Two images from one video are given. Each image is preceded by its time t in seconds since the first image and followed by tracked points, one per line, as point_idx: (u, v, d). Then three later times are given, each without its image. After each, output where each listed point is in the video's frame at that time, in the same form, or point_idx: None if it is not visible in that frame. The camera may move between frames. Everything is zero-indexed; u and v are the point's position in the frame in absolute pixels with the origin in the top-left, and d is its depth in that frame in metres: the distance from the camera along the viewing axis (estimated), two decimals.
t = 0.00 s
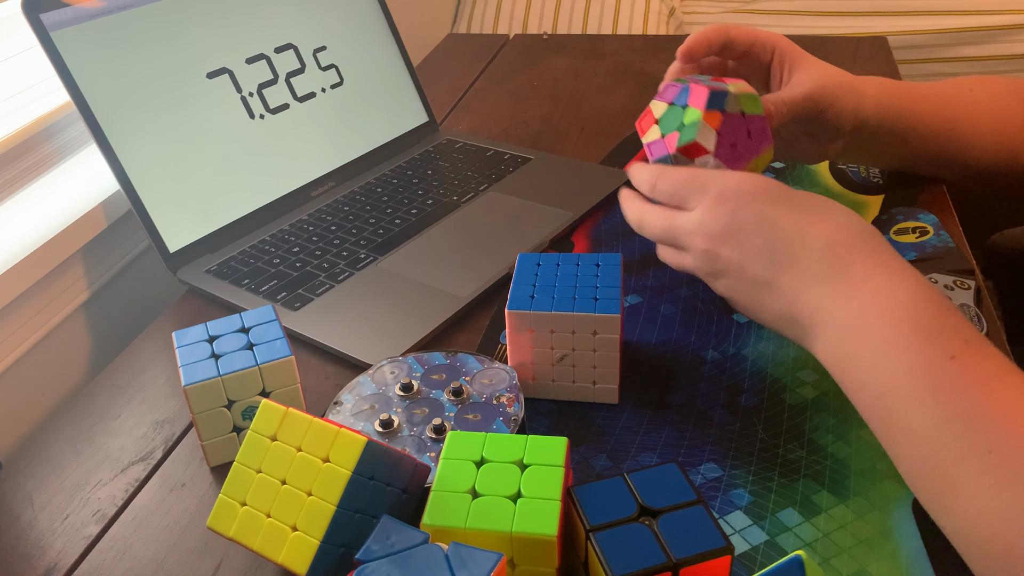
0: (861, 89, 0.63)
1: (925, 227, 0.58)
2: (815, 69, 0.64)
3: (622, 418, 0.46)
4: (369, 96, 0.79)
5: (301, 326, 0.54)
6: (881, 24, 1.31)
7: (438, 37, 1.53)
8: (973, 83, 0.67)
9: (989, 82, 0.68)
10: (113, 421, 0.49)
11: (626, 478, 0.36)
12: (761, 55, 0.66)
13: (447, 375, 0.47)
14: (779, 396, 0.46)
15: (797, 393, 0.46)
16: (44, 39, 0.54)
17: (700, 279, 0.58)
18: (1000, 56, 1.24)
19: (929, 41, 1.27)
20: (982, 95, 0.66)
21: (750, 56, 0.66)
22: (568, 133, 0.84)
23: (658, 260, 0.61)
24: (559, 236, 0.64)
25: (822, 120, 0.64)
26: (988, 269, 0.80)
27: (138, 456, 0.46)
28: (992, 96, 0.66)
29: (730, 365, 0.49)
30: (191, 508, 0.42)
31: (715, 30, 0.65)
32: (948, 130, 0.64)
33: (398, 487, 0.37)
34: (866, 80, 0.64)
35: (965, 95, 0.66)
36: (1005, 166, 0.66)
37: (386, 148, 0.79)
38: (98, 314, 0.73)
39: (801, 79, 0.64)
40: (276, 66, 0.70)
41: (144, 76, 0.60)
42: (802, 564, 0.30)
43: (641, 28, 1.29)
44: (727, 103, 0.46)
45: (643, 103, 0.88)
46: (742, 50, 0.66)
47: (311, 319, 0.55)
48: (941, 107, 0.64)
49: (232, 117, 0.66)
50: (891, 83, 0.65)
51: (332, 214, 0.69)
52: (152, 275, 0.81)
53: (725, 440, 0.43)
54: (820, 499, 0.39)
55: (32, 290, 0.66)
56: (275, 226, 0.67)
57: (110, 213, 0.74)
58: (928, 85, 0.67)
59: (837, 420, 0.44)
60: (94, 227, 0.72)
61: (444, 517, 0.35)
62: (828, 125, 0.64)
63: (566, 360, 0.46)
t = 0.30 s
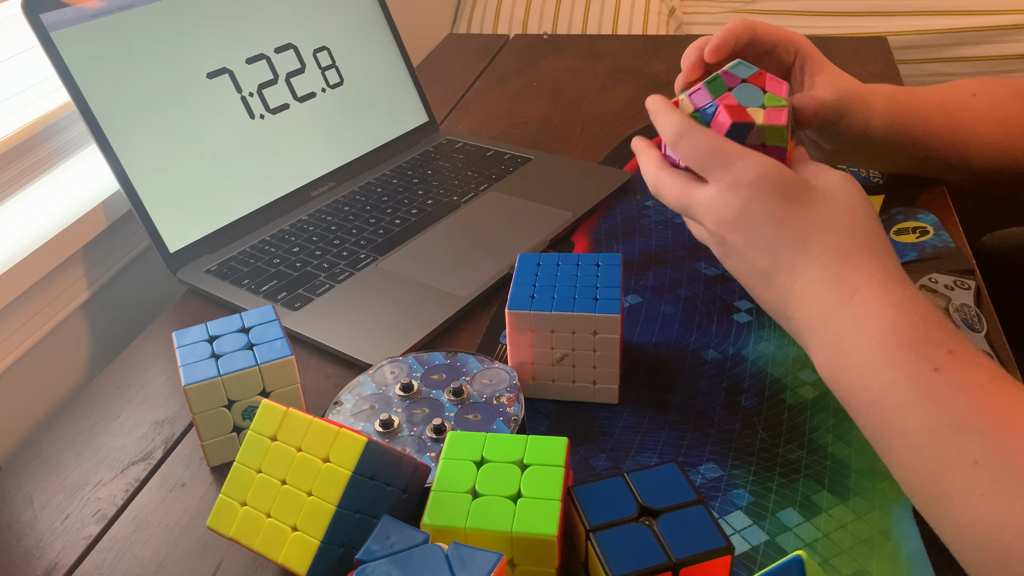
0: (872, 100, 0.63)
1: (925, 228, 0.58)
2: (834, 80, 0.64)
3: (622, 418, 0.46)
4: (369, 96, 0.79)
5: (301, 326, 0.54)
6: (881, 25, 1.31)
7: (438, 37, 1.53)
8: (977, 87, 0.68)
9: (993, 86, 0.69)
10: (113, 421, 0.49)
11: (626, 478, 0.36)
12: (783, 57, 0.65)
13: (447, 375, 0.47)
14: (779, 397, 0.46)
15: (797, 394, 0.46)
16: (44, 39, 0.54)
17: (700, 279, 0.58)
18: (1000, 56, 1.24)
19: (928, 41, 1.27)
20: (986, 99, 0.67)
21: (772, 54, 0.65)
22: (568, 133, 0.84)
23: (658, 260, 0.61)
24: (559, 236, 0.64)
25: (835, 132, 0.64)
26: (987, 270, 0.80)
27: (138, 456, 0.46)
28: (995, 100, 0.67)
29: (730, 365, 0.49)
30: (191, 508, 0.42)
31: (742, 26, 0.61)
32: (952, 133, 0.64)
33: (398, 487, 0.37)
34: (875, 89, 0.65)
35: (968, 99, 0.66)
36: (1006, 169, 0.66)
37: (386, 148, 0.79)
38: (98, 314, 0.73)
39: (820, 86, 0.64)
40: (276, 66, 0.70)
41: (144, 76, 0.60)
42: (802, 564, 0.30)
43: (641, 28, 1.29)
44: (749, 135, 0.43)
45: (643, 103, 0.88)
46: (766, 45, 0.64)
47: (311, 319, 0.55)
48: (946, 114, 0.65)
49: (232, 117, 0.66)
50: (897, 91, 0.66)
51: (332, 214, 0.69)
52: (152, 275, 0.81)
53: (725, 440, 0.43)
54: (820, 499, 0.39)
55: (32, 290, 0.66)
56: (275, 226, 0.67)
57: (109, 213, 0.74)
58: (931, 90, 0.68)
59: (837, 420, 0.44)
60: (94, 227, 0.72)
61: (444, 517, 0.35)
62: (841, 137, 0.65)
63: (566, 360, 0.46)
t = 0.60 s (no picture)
0: (876, 99, 0.64)
1: (925, 227, 0.58)
2: (839, 79, 0.65)
3: (622, 418, 0.46)
4: (369, 95, 0.79)
5: (301, 326, 0.54)
6: (881, 25, 1.31)
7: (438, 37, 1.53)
8: (978, 86, 0.68)
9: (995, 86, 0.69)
10: (113, 421, 0.49)
11: (626, 478, 0.36)
12: (784, 58, 0.66)
13: (447, 375, 0.47)
14: (779, 397, 0.46)
15: (797, 394, 0.46)
16: (44, 39, 0.54)
17: (700, 279, 0.58)
18: (1000, 56, 1.24)
19: (928, 41, 1.27)
20: (987, 99, 0.67)
21: (773, 56, 0.66)
22: (568, 133, 0.84)
23: (658, 260, 0.61)
24: (559, 236, 0.64)
25: (839, 130, 0.65)
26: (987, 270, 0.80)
27: (138, 457, 0.46)
28: (996, 99, 0.67)
29: (730, 365, 0.49)
30: (191, 508, 0.42)
31: (736, 32, 0.63)
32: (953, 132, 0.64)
33: (398, 487, 0.37)
34: (879, 86, 0.65)
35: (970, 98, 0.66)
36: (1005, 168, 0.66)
37: (387, 148, 0.79)
38: (98, 314, 0.73)
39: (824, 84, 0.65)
40: (276, 66, 0.70)
41: (144, 76, 0.60)
42: (802, 564, 0.30)
43: (641, 27, 1.29)
44: (731, 137, 0.45)
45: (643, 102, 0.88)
46: (767, 48, 0.66)
47: (312, 319, 0.55)
48: (949, 112, 0.65)
49: (232, 117, 0.66)
50: (900, 88, 0.66)
51: (332, 214, 0.69)
52: (152, 275, 0.81)
53: (725, 440, 0.43)
54: (820, 499, 0.39)
55: (32, 290, 0.66)
56: (275, 226, 0.67)
57: (110, 213, 0.74)
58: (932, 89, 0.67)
59: (837, 420, 0.44)
60: (94, 227, 0.72)
61: (444, 517, 0.35)
62: (843, 134, 0.66)
63: (566, 360, 0.46)
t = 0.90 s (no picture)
0: (879, 99, 0.63)
1: (925, 228, 0.58)
2: (843, 83, 0.64)
3: (622, 418, 0.46)
4: (369, 96, 0.79)
5: (301, 326, 0.54)
6: (881, 25, 1.31)
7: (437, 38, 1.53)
8: (978, 87, 0.68)
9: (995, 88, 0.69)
10: (113, 421, 0.49)
11: (626, 478, 0.36)
12: (790, 56, 0.65)
13: (447, 375, 0.47)
14: (779, 397, 0.46)
15: (797, 394, 0.46)
16: (44, 40, 0.54)
17: (700, 279, 0.58)
18: (1000, 56, 1.24)
19: (928, 41, 1.27)
20: (988, 100, 0.67)
21: (783, 53, 0.65)
22: (568, 133, 0.84)
23: (658, 260, 0.61)
24: (559, 236, 0.64)
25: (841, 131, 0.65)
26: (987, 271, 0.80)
27: (138, 457, 0.46)
28: (998, 101, 0.67)
29: (730, 365, 0.49)
30: (191, 508, 0.42)
31: (747, 28, 0.62)
32: (954, 133, 0.64)
33: (398, 487, 0.37)
34: (880, 88, 0.64)
35: (971, 99, 0.66)
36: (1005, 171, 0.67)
37: (386, 148, 0.79)
38: (98, 314, 0.73)
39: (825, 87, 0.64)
40: (277, 66, 0.70)
41: (144, 76, 0.60)
42: (802, 564, 0.30)
43: (641, 28, 1.29)
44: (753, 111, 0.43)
45: (643, 102, 0.88)
46: (776, 45, 0.65)
47: (311, 319, 0.55)
48: (951, 113, 0.65)
49: (232, 117, 0.66)
50: (903, 88, 0.65)
51: (332, 214, 0.69)
52: (152, 275, 0.81)
53: (725, 440, 0.43)
54: (820, 499, 0.39)
55: (32, 291, 0.66)
56: (275, 226, 0.67)
57: (109, 213, 0.74)
58: (933, 89, 0.67)
59: (837, 420, 0.44)
60: (95, 227, 0.72)
61: (444, 517, 0.35)
62: (843, 136, 0.65)
63: (566, 360, 0.46)
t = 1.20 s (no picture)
0: (878, 97, 0.63)
1: (925, 227, 0.57)
2: (837, 81, 0.64)
3: (622, 418, 0.46)
4: (369, 96, 0.79)
5: (301, 326, 0.54)
6: (881, 25, 1.31)
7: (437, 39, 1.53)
8: (979, 86, 0.67)
9: (996, 86, 0.68)
10: (113, 421, 0.49)
11: (626, 478, 0.36)
12: (780, 54, 0.65)
13: (447, 375, 0.47)
14: (779, 397, 0.46)
15: (797, 394, 0.46)
16: (44, 40, 0.54)
17: (700, 279, 0.58)
18: (999, 56, 1.25)
19: (928, 41, 1.27)
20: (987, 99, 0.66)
21: (767, 55, 0.65)
22: (568, 133, 0.84)
23: (658, 260, 0.61)
24: (559, 236, 0.64)
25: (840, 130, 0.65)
26: (987, 271, 0.80)
27: (137, 457, 0.46)
28: (998, 100, 0.66)
29: (730, 365, 0.49)
30: (191, 508, 0.42)
31: (732, 33, 0.63)
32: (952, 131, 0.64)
33: (398, 487, 0.37)
34: (876, 84, 0.64)
35: (971, 97, 0.66)
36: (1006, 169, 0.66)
37: (387, 148, 0.79)
38: (98, 314, 0.73)
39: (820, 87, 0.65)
40: (277, 66, 0.70)
41: (144, 76, 0.60)
42: (802, 564, 0.30)
43: (641, 28, 1.29)
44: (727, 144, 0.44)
45: (643, 102, 0.88)
46: (760, 48, 0.64)
47: (311, 319, 0.55)
48: (950, 111, 0.65)
49: (232, 117, 0.66)
50: (902, 85, 0.65)
51: (332, 214, 0.69)
52: (152, 275, 0.81)
53: (725, 440, 0.43)
54: (820, 499, 0.39)
55: (32, 291, 0.66)
56: (275, 226, 0.67)
57: (110, 213, 0.74)
58: (933, 86, 0.67)
59: (837, 420, 0.44)
60: (95, 227, 0.72)
61: (444, 516, 0.35)
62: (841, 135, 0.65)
63: (566, 360, 0.46)
